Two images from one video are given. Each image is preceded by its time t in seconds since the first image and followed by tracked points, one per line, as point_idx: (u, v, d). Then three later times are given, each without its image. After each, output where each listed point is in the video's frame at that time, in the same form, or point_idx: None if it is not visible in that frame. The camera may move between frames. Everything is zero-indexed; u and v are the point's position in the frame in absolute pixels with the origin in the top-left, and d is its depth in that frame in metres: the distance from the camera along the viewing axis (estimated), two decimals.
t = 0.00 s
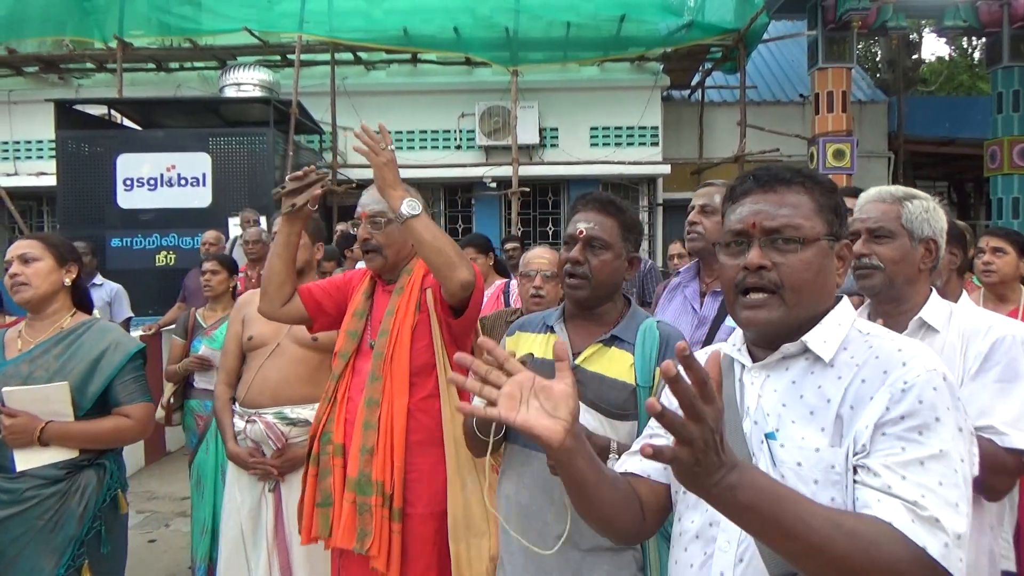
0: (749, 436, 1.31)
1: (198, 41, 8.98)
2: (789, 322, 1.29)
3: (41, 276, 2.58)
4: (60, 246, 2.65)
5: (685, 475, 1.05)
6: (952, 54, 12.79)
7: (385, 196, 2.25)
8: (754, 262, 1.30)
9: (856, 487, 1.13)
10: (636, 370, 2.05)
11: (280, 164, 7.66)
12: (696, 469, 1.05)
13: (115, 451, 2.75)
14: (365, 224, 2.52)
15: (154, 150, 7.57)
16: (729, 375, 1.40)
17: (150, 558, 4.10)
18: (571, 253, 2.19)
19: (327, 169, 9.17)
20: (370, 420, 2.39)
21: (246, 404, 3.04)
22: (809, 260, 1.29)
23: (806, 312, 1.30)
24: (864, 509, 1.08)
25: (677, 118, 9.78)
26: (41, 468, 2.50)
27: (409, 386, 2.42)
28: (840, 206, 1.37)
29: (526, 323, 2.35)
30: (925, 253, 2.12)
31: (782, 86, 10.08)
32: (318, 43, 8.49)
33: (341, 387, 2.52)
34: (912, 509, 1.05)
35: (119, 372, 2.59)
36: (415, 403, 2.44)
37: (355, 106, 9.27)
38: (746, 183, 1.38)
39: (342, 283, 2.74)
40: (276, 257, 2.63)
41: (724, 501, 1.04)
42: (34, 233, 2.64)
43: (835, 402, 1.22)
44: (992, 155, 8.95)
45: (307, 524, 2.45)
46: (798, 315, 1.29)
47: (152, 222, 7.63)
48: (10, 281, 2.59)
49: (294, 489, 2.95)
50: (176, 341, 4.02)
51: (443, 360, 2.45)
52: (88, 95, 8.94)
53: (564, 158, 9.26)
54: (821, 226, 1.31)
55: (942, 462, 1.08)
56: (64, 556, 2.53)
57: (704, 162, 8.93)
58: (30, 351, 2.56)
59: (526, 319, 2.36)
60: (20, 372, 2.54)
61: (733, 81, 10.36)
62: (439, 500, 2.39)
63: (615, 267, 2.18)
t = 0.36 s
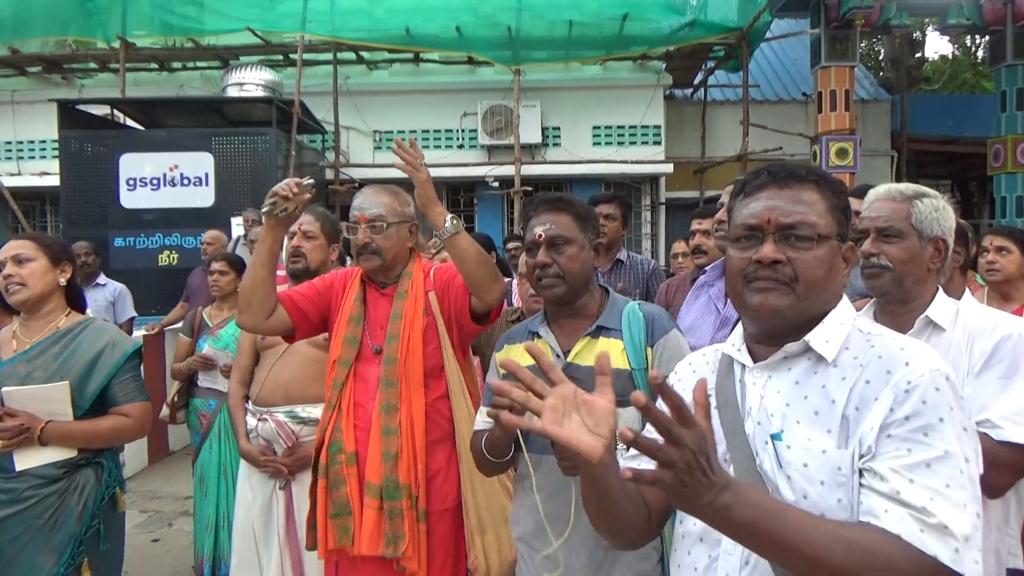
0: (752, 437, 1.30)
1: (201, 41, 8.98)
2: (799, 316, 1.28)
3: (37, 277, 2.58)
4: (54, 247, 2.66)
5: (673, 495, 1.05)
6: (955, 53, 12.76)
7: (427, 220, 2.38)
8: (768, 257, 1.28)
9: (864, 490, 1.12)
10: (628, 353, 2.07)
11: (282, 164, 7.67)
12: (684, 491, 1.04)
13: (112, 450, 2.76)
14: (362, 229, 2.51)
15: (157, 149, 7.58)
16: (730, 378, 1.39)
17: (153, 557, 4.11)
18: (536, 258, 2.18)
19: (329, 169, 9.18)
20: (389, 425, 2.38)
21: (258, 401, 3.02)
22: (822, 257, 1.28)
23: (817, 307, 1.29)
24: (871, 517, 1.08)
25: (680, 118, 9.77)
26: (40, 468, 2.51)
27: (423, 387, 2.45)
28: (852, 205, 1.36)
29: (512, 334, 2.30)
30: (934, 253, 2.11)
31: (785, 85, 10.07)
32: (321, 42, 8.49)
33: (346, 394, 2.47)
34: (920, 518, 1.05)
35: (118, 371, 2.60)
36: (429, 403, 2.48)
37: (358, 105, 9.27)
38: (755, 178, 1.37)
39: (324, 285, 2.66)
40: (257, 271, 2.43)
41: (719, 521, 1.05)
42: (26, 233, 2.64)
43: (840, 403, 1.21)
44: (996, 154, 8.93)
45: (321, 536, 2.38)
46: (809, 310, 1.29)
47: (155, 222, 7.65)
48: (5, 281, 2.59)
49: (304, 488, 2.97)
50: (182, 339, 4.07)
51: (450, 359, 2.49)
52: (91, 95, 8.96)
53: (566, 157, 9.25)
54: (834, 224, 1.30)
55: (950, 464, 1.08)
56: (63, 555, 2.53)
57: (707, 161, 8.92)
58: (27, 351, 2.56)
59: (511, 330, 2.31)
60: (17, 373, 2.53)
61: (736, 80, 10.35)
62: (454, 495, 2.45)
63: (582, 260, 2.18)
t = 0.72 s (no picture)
0: (765, 442, 1.29)
1: (203, 43, 9.01)
2: (817, 318, 1.27)
3: (34, 278, 2.60)
4: (51, 250, 2.68)
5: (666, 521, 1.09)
6: (957, 50, 12.75)
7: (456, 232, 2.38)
8: (786, 254, 1.29)
9: (881, 502, 1.12)
10: (643, 363, 2.08)
11: (285, 166, 7.69)
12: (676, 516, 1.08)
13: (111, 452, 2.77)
14: (360, 230, 2.51)
15: (159, 152, 7.60)
16: (740, 379, 1.38)
17: (158, 558, 4.12)
18: (573, 252, 2.18)
19: (331, 170, 9.19)
20: (405, 428, 2.39)
21: (265, 401, 3.03)
22: (840, 257, 1.28)
23: (835, 311, 1.29)
24: (887, 530, 1.08)
25: (681, 117, 9.78)
26: (40, 471, 2.51)
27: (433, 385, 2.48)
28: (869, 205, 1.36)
29: (527, 326, 2.29)
30: (935, 252, 2.12)
31: (786, 84, 10.07)
32: (322, 44, 8.51)
33: (355, 400, 2.45)
34: (937, 533, 1.05)
35: (116, 374, 2.60)
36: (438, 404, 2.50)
37: (359, 106, 9.28)
38: (778, 172, 1.37)
39: (317, 288, 2.63)
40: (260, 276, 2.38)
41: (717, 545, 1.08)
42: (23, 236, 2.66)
43: (856, 408, 1.21)
44: (998, 151, 8.92)
45: (333, 545, 2.35)
46: (828, 313, 1.28)
47: (158, 224, 7.67)
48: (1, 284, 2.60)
49: (309, 487, 2.97)
50: (188, 339, 4.10)
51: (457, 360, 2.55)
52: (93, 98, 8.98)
53: (568, 157, 9.26)
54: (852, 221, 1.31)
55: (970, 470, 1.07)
56: (64, 557, 2.55)
57: (709, 160, 8.92)
58: (24, 354, 2.57)
59: (525, 321, 2.30)
60: (16, 376, 2.54)
61: (737, 79, 10.36)
62: (463, 489, 2.48)
63: (616, 265, 2.19)
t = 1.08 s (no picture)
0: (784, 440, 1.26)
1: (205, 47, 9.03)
2: (834, 299, 1.24)
3: (32, 286, 2.61)
4: (48, 256, 2.70)
5: (718, 365, 0.98)
6: (958, 49, 12.74)
7: (471, 214, 2.43)
8: (808, 229, 1.26)
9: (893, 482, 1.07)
10: (650, 362, 2.09)
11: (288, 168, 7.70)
12: (729, 358, 0.97)
13: (112, 456, 2.77)
14: (363, 221, 2.55)
15: (162, 156, 7.62)
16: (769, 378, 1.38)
17: (164, 560, 4.14)
18: (586, 248, 2.23)
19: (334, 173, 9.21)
20: (412, 421, 2.41)
21: (267, 407, 3.05)
22: (865, 241, 1.26)
23: (848, 300, 1.24)
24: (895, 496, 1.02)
25: (683, 117, 9.78)
26: (40, 473, 2.53)
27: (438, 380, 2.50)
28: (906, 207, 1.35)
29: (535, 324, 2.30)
30: (937, 250, 2.09)
31: (788, 84, 10.07)
32: (324, 47, 8.53)
33: (361, 393, 2.46)
34: (947, 486, 0.98)
35: (113, 376, 2.61)
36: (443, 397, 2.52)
37: (362, 109, 9.31)
38: (815, 160, 1.41)
39: (319, 280, 2.63)
40: (258, 249, 2.40)
41: (755, 413, 0.97)
42: (21, 244, 2.68)
43: (881, 406, 1.20)
44: (1000, 150, 8.92)
45: (339, 541, 2.34)
46: (841, 295, 1.24)
47: (162, 227, 7.70)
48: None
49: (314, 489, 2.97)
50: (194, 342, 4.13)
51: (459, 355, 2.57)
52: (97, 103, 9.02)
53: (570, 158, 9.26)
54: (884, 215, 1.29)
55: (988, 459, 1.02)
56: (64, 560, 2.55)
57: (710, 160, 8.93)
58: (24, 357, 2.59)
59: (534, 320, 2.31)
60: (15, 379, 2.56)
61: (738, 79, 10.37)
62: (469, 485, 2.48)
63: (627, 262, 2.22)
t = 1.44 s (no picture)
0: (800, 452, 1.24)
1: (209, 52, 9.07)
2: (861, 307, 1.20)
3: (35, 292, 2.62)
4: (51, 261, 2.71)
5: (667, 422, 1.01)
6: (962, 50, 12.73)
7: (478, 225, 2.40)
8: (836, 235, 1.22)
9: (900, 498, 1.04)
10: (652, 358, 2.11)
11: (291, 172, 7.71)
12: (675, 414, 1.01)
13: (115, 459, 2.79)
14: (367, 229, 2.54)
15: (167, 160, 7.65)
16: (785, 378, 1.35)
17: (169, 563, 4.15)
18: (566, 251, 2.19)
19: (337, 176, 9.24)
20: (420, 424, 2.42)
21: (268, 410, 3.06)
22: (897, 246, 1.20)
23: (878, 308, 1.21)
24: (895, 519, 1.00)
25: (686, 119, 9.79)
26: (47, 476, 2.54)
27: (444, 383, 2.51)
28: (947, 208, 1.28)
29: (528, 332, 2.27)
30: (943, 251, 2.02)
31: (791, 86, 10.07)
32: (328, 51, 8.56)
33: (367, 398, 2.46)
34: (948, 521, 0.95)
35: (119, 380, 2.62)
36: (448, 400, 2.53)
37: (365, 112, 9.34)
38: (849, 157, 1.34)
39: (321, 288, 2.64)
40: (264, 268, 2.40)
41: (710, 465, 0.99)
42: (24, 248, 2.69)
43: (901, 420, 1.14)
44: (1004, 151, 8.90)
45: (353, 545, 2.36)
46: (872, 303, 1.20)
47: (166, 231, 7.72)
48: (3, 295, 2.63)
49: (318, 491, 3.00)
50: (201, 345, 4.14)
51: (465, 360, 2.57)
52: (101, 107, 9.06)
53: (573, 160, 9.27)
54: (921, 218, 1.23)
55: (1001, 489, 0.98)
56: (70, 562, 2.57)
57: (714, 163, 8.93)
58: (28, 362, 2.59)
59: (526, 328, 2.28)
60: (20, 384, 2.57)
61: (742, 81, 10.37)
62: (474, 487, 2.49)
63: (609, 256, 2.20)
